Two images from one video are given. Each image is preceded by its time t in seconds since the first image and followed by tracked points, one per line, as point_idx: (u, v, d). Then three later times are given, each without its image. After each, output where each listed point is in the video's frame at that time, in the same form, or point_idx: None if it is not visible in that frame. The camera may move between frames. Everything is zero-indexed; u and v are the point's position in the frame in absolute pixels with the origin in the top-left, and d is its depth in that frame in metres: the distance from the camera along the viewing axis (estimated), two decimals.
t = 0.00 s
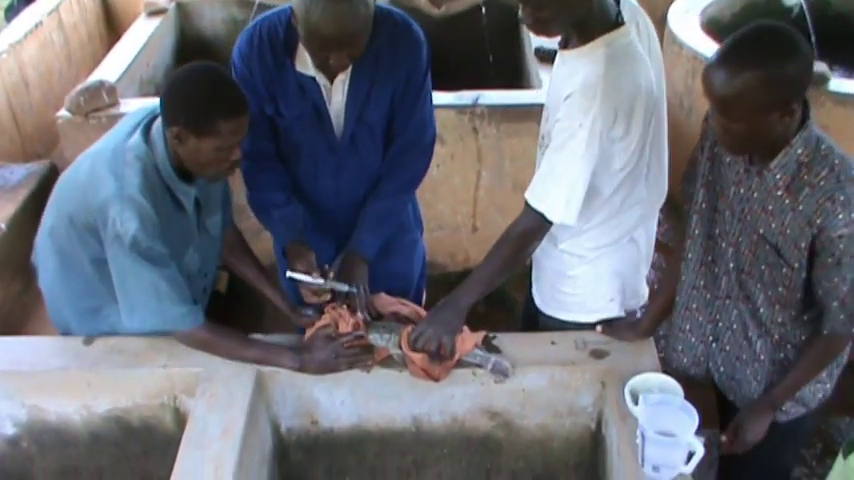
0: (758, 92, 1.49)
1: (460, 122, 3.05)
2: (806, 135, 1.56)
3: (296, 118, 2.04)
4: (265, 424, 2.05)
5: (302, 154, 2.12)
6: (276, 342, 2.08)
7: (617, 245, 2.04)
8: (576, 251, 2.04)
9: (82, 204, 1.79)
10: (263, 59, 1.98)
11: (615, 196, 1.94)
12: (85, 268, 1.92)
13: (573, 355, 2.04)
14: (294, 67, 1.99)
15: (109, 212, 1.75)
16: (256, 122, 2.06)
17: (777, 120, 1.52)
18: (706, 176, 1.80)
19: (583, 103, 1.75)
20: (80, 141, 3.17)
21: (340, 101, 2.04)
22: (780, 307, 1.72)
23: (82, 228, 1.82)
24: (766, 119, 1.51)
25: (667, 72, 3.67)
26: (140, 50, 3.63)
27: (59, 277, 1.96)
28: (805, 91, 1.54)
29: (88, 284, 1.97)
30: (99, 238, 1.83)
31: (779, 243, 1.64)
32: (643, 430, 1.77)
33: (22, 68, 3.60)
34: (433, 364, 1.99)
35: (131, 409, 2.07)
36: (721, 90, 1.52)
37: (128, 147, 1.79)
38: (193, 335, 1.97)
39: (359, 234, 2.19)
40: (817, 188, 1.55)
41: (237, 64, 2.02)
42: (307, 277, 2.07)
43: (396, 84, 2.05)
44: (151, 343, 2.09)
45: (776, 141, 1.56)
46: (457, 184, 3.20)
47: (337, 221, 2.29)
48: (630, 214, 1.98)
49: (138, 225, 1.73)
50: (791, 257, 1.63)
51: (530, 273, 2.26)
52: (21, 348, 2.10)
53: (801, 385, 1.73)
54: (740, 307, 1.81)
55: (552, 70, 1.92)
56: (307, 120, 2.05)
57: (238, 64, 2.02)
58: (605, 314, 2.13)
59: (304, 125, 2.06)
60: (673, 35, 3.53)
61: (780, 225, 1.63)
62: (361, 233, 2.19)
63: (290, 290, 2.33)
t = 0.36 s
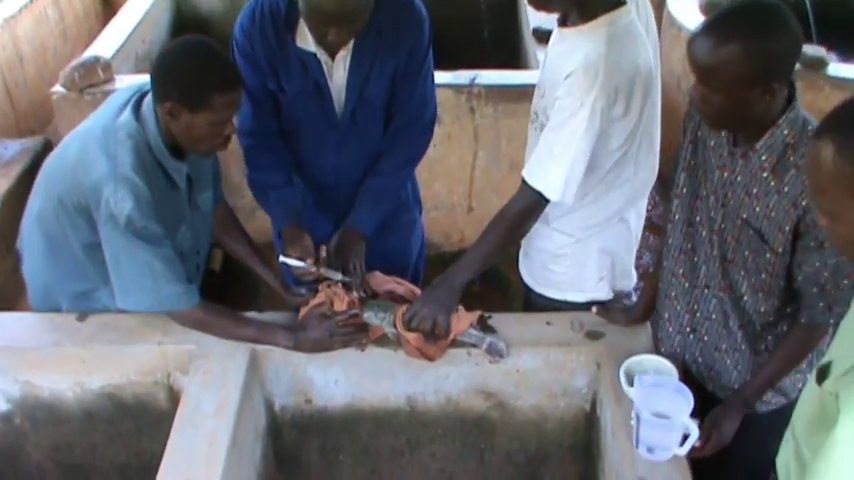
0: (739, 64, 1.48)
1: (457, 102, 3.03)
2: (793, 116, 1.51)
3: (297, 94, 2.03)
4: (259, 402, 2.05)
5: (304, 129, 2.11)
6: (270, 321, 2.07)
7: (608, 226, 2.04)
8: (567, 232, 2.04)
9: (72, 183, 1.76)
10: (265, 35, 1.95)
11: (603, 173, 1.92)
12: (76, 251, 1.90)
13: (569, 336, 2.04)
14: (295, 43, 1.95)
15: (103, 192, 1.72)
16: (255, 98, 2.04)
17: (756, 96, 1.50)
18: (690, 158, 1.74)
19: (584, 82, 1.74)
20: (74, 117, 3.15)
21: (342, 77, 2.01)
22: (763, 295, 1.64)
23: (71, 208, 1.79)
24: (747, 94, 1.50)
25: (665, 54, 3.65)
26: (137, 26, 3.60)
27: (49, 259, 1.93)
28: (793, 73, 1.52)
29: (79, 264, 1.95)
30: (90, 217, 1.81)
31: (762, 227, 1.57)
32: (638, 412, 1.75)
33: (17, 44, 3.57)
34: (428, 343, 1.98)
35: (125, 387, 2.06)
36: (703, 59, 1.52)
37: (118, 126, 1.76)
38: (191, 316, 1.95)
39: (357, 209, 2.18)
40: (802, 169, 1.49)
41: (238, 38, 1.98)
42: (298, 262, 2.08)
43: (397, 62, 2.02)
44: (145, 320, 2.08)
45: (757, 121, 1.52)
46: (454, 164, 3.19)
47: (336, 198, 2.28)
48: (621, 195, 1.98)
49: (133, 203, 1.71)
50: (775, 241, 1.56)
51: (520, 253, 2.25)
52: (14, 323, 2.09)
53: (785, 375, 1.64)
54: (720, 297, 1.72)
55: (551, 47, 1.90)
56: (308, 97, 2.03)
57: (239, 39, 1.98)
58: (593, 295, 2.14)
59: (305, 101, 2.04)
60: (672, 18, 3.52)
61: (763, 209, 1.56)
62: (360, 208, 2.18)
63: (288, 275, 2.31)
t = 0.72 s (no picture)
0: (756, 22, 1.47)
1: (459, 86, 3.02)
2: (796, 88, 1.51)
3: (301, 78, 2.01)
4: (259, 383, 2.05)
5: (307, 113, 2.09)
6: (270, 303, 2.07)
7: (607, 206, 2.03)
8: (565, 214, 2.03)
9: (71, 166, 1.75)
10: (269, 17, 1.94)
11: (605, 153, 1.93)
12: (76, 234, 1.89)
13: (570, 320, 2.03)
14: (299, 27, 1.94)
15: (101, 176, 1.72)
16: (257, 80, 2.03)
17: (765, 60, 1.49)
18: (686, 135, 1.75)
19: (591, 64, 1.74)
20: (76, 96, 3.14)
21: (347, 62, 2.00)
22: (761, 271, 1.63)
23: (70, 190, 1.78)
24: (757, 54, 1.49)
25: (669, 40, 3.64)
26: (139, 6, 3.59)
27: (48, 243, 1.92)
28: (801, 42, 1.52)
29: (78, 248, 1.94)
30: (88, 199, 1.80)
31: (762, 201, 1.56)
32: (640, 396, 1.75)
33: (18, 23, 3.56)
34: (428, 325, 1.97)
35: (125, 367, 2.06)
36: (718, 13, 1.50)
37: (118, 109, 1.75)
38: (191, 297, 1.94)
39: (358, 192, 2.17)
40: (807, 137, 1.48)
41: (242, 20, 1.97)
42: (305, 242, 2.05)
43: (402, 46, 2.01)
44: (146, 300, 2.08)
45: (762, 87, 1.52)
46: (456, 147, 3.18)
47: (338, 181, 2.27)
48: (620, 173, 1.98)
49: (132, 187, 1.70)
50: (781, 214, 1.54)
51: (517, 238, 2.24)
52: (14, 302, 2.08)
53: (808, 351, 1.65)
54: (714, 278, 1.71)
55: (553, 26, 1.89)
56: (312, 82, 2.02)
57: (243, 20, 1.97)
58: (592, 276, 2.11)
59: (309, 85, 2.02)
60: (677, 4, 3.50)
61: (765, 183, 1.55)
62: (361, 192, 2.17)
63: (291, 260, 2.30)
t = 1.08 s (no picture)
0: None
1: (470, 76, 3.00)
2: (801, 53, 1.50)
3: (309, 67, 1.98)
4: (267, 374, 2.03)
5: (316, 103, 2.07)
6: (278, 292, 2.05)
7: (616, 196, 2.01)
8: (574, 205, 2.00)
9: (78, 152, 1.73)
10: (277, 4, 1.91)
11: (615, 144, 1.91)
12: (83, 221, 1.87)
13: (581, 313, 2.02)
14: (308, 15, 1.92)
15: (109, 162, 1.70)
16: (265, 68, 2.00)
17: (771, 31, 1.47)
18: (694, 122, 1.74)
19: (602, 52, 1.71)
20: (81, 83, 3.12)
21: (355, 51, 1.98)
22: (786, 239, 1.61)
23: (79, 176, 1.76)
24: (762, 25, 1.46)
25: (682, 32, 3.60)
26: None
27: (55, 230, 1.90)
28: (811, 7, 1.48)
29: (85, 236, 1.92)
30: (96, 185, 1.78)
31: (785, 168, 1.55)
32: (651, 390, 1.75)
33: (25, 10, 3.54)
34: (438, 317, 1.96)
35: (132, 357, 2.04)
36: None
37: (126, 94, 1.73)
38: (200, 285, 1.93)
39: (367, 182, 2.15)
40: (823, 99, 1.48)
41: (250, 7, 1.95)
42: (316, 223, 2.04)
43: (411, 35, 1.98)
44: (153, 289, 2.06)
45: (769, 57, 1.51)
46: (466, 138, 3.15)
47: (348, 171, 2.25)
48: (630, 164, 1.96)
49: (140, 172, 1.68)
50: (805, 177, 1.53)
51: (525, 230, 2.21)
52: (20, 291, 2.06)
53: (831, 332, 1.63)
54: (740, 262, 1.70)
55: (564, 12, 1.88)
56: (322, 71, 1.99)
57: (251, 8, 1.95)
58: (600, 268, 2.07)
59: (318, 75, 2.00)
60: None
61: (785, 150, 1.54)
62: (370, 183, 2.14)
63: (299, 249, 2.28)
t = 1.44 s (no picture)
0: None
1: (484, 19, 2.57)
2: None
3: (283, 6, 1.58)
4: (230, 392, 1.63)
5: (290, 54, 1.65)
6: (245, 283, 1.66)
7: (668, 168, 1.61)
8: (617, 176, 1.60)
9: None
10: None
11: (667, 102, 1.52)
12: None
13: (621, 315, 1.62)
14: None
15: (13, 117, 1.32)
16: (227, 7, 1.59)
17: None
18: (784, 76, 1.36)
19: None
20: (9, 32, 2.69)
21: None
22: None
23: None
24: None
25: None
26: None
27: None
28: None
29: None
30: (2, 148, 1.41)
31: None
32: (713, 414, 1.36)
33: None
34: (444, 319, 1.59)
35: (56, 373, 1.62)
36: None
37: (34, 30, 1.35)
38: (149, 274, 1.53)
39: (355, 152, 1.73)
40: None
41: None
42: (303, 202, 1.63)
43: None
44: (84, 288, 1.66)
45: None
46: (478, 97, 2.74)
47: (332, 142, 1.82)
48: (686, 126, 1.56)
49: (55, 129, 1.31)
50: None
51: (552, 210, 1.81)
52: None
53: None
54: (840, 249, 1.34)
55: None
56: (297, 8, 1.58)
57: None
58: (647, 257, 1.66)
59: (293, 14, 1.59)
60: None
61: None
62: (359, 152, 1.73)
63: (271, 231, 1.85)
